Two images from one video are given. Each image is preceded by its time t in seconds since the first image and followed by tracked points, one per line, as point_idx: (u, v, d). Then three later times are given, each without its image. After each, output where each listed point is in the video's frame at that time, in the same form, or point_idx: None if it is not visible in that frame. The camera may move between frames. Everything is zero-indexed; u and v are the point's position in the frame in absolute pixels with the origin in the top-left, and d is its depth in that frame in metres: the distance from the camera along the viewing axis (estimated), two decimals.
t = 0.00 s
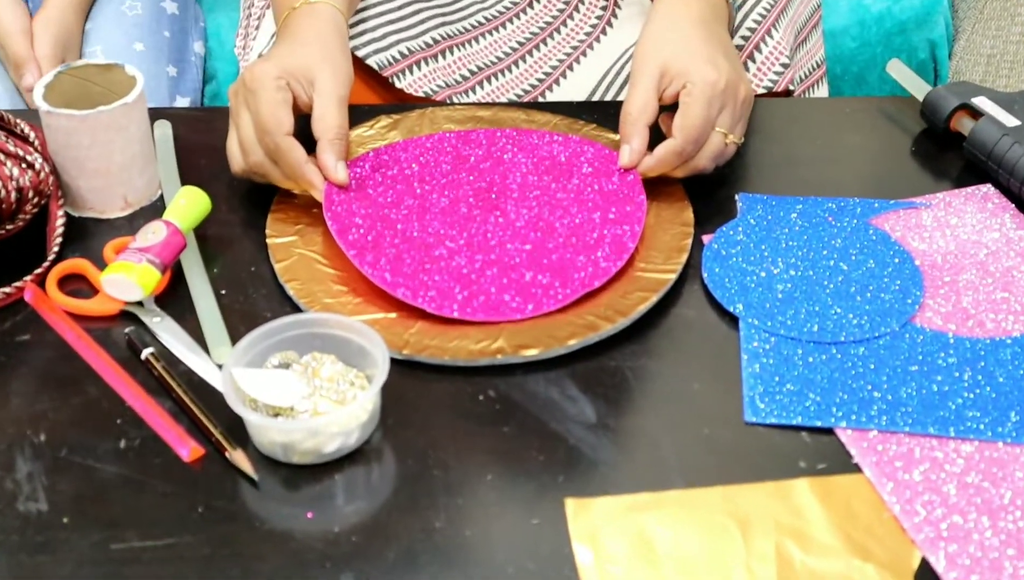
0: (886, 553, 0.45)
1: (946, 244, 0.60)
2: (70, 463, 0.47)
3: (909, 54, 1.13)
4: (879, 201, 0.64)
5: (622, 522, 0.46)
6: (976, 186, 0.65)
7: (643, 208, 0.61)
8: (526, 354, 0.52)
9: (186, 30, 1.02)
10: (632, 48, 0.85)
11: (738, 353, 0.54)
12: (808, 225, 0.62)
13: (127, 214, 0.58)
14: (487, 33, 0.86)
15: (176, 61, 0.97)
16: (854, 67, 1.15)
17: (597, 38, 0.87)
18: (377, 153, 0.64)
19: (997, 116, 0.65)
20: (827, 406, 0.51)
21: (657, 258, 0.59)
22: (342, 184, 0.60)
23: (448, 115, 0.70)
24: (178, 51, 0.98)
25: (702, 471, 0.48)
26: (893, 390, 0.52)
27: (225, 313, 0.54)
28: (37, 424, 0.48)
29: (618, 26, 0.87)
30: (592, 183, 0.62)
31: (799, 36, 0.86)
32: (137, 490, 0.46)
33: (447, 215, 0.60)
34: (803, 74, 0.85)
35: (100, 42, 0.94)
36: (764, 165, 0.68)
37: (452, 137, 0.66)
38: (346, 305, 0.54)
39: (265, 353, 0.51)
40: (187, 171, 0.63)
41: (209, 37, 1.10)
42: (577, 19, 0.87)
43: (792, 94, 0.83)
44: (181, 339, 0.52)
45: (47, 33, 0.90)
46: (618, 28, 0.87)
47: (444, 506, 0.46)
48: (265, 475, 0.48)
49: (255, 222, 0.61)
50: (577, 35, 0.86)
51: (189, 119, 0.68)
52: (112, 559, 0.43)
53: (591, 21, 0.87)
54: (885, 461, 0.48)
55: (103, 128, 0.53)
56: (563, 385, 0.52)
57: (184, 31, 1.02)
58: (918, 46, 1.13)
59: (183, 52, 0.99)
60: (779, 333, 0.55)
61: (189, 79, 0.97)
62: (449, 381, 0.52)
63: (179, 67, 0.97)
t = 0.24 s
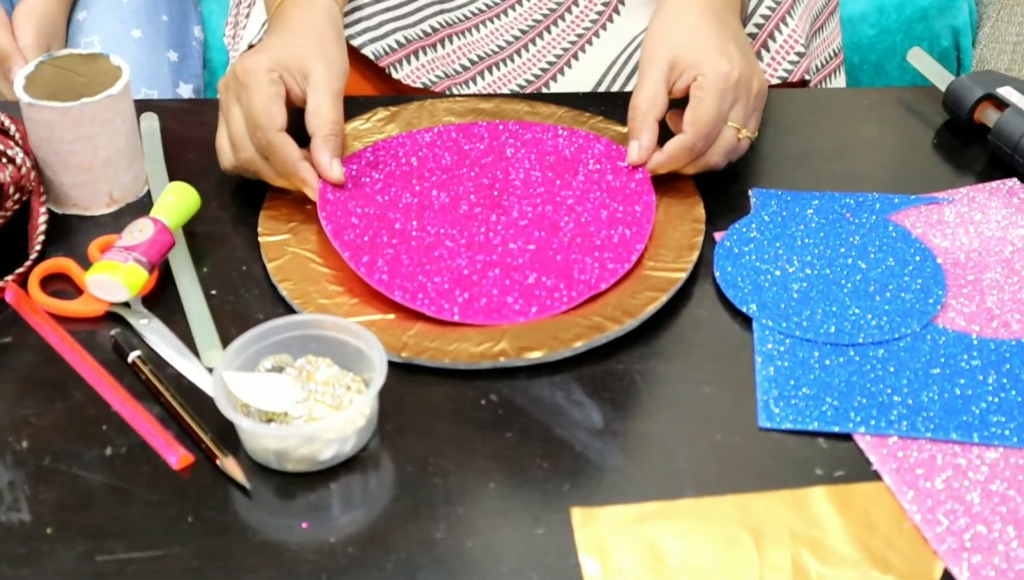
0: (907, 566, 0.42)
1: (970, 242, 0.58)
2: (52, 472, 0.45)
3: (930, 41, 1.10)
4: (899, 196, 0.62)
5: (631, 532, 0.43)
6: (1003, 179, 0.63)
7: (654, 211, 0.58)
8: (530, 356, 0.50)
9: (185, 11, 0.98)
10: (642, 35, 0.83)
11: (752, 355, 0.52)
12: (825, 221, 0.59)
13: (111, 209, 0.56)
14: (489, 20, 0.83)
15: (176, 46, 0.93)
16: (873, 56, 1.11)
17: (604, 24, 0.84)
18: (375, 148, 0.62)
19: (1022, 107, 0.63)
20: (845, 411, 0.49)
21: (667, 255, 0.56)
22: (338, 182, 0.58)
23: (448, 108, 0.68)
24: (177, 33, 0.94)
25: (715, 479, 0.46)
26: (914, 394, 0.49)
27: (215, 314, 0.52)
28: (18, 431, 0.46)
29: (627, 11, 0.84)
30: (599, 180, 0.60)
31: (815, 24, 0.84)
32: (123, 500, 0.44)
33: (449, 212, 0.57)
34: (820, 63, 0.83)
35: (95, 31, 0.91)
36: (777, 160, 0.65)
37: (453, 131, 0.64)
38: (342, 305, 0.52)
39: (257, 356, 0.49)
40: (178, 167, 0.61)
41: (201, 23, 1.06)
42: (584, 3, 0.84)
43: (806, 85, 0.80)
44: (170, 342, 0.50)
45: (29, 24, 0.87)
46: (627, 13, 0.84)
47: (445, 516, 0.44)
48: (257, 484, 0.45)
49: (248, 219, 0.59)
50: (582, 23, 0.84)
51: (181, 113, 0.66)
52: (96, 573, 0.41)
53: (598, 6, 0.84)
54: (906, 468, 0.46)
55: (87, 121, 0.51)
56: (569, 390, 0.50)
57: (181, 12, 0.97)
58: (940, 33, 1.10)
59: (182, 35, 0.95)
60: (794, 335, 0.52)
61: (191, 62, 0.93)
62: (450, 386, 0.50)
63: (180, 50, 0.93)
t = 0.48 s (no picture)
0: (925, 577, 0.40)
1: (987, 239, 0.56)
2: (29, 480, 0.43)
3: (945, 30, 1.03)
4: (913, 192, 0.60)
5: (634, 541, 0.41)
6: (1019, 174, 0.61)
7: (657, 207, 0.56)
8: (528, 358, 0.48)
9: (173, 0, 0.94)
10: (642, 26, 0.81)
11: (760, 357, 0.50)
12: (836, 218, 0.57)
13: (94, 205, 0.55)
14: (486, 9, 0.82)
15: (163, 37, 0.90)
16: (886, 46, 1.05)
17: (603, 15, 0.82)
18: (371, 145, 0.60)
19: None
20: (858, 414, 0.47)
21: (671, 253, 0.54)
22: (329, 180, 0.56)
23: (443, 100, 0.66)
24: (165, 24, 0.91)
25: (722, 486, 0.44)
26: (930, 397, 0.47)
27: (201, 315, 0.50)
28: None
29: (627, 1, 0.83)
30: (601, 175, 0.58)
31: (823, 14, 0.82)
32: (104, 509, 0.42)
33: (446, 210, 0.55)
34: (829, 53, 0.82)
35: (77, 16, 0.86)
36: (783, 155, 0.64)
37: (452, 126, 0.62)
38: (332, 306, 0.50)
39: (244, 358, 0.47)
40: (165, 165, 0.60)
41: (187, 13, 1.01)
42: None
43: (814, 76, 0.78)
44: (153, 343, 0.48)
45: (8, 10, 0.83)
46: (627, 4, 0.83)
47: (441, 525, 0.42)
48: (245, 492, 0.43)
49: (237, 218, 0.57)
50: (581, 13, 0.82)
51: (170, 112, 0.64)
52: None
53: None
54: (922, 475, 0.44)
55: (67, 114, 0.50)
56: (569, 393, 0.48)
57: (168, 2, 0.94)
58: (955, 22, 1.03)
59: (169, 25, 0.92)
60: (805, 335, 0.50)
61: (181, 53, 0.90)
62: (445, 389, 0.48)
63: (168, 41, 0.90)
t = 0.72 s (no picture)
0: None
1: (1004, 235, 0.54)
2: (8, 487, 0.41)
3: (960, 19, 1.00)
4: (927, 186, 0.58)
5: (637, 548, 0.40)
6: None
7: (662, 203, 0.54)
8: (526, 359, 0.46)
9: None
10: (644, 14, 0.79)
11: (767, 358, 0.48)
12: (846, 213, 0.56)
13: (76, 200, 0.54)
14: None
15: (148, 26, 0.88)
16: (898, 35, 1.02)
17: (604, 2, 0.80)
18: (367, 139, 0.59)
19: None
20: (870, 417, 0.45)
21: (675, 251, 0.52)
22: (319, 177, 0.55)
23: (439, 92, 0.64)
24: (150, 13, 0.89)
25: (729, 491, 0.42)
26: (944, 399, 0.45)
27: (188, 316, 0.49)
28: None
29: None
30: (603, 171, 0.56)
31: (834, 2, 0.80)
32: (87, 516, 0.40)
33: (443, 206, 0.54)
34: (841, 42, 0.80)
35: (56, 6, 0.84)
36: (790, 150, 0.62)
37: (450, 120, 0.60)
38: (323, 305, 0.48)
39: (232, 360, 0.45)
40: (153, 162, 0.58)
41: None
42: None
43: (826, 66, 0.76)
44: (138, 345, 0.47)
45: None
46: None
47: (436, 533, 0.41)
48: (233, 498, 0.42)
49: (227, 215, 0.55)
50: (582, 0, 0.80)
51: (161, 108, 0.63)
52: None
53: None
54: (935, 480, 0.42)
55: (49, 107, 0.49)
56: (570, 396, 0.46)
57: None
58: (971, 9, 1.00)
59: (154, 12, 0.89)
60: (814, 335, 0.49)
61: (166, 43, 0.89)
62: (441, 392, 0.46)
63: (153, 30, 0.89)
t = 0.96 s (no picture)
0: None
1: (1007, 237, 0.54)
2: None
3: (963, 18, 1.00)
4: (930, 187, 0.57)
5: (637, 554, 0.39)
6: None
7: (661, 207, 0.54)
8: (523, 363, 0.45)
9: None
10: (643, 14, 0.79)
11: (767, 361, 0.48)
12: (848, 215, 0.55)
13: (67, 203, 0.53)
14: None
15: (138, 24, 0.88)
16: (900, 34, 1.02)
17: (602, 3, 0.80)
18: (363, 141, 0.58)
19: None
20: (871, 422, 0.44)
21: (675, 254, 0.52)
22: (316, 180, 0.54)
23: (436, 92, 0.64)
24: (139, 10, 0.88)
25: (729, 497, 0.42)
26: (946, 403, 0.45)
27: (182, 320, 0.48)
28: None
29: None
30: (602, 174, 0.56)
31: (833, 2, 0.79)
32: (79, 522, 0.40)
33: (440, 208, 0.53)
34: (842, 42, 0.80)
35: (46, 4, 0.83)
36: (790, 150, 0.61)
37: (448, 121, 0.60)
38: (318, 307, 0.48)
39: (227, 364, 0.45)
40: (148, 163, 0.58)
41: None
42: None
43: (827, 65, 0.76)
44: (131, 348, 0.46)
45: None
46: None
47: (433, 539, 0.40)
48: (228, 504, 0.41)
49: (222, 216, 0.55)
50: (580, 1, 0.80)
51: (155, 109, 0.62)
52: None
53: None
54: (937, 485, 0.42)
55: (40, 107, 0.48)
56: (568, 400, 0.46)
57: None
58: (974, 9, 0.99)
59: (145, 10, 0.89)
60: (815, 339, 0.48)
61: (156, 42, 0.89)
62: (438, 397, 0.46)
63: (143, 29, 0.88)
